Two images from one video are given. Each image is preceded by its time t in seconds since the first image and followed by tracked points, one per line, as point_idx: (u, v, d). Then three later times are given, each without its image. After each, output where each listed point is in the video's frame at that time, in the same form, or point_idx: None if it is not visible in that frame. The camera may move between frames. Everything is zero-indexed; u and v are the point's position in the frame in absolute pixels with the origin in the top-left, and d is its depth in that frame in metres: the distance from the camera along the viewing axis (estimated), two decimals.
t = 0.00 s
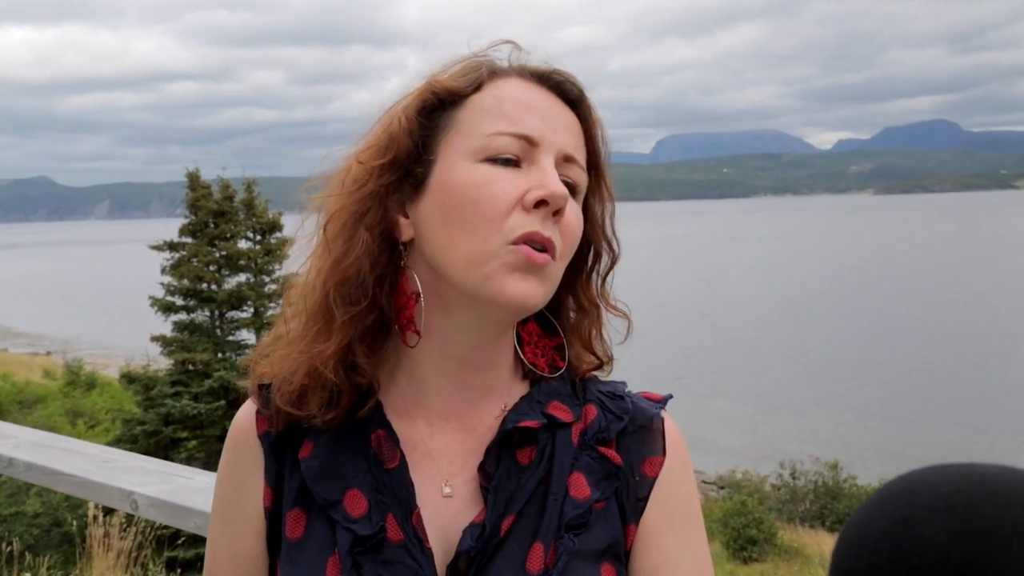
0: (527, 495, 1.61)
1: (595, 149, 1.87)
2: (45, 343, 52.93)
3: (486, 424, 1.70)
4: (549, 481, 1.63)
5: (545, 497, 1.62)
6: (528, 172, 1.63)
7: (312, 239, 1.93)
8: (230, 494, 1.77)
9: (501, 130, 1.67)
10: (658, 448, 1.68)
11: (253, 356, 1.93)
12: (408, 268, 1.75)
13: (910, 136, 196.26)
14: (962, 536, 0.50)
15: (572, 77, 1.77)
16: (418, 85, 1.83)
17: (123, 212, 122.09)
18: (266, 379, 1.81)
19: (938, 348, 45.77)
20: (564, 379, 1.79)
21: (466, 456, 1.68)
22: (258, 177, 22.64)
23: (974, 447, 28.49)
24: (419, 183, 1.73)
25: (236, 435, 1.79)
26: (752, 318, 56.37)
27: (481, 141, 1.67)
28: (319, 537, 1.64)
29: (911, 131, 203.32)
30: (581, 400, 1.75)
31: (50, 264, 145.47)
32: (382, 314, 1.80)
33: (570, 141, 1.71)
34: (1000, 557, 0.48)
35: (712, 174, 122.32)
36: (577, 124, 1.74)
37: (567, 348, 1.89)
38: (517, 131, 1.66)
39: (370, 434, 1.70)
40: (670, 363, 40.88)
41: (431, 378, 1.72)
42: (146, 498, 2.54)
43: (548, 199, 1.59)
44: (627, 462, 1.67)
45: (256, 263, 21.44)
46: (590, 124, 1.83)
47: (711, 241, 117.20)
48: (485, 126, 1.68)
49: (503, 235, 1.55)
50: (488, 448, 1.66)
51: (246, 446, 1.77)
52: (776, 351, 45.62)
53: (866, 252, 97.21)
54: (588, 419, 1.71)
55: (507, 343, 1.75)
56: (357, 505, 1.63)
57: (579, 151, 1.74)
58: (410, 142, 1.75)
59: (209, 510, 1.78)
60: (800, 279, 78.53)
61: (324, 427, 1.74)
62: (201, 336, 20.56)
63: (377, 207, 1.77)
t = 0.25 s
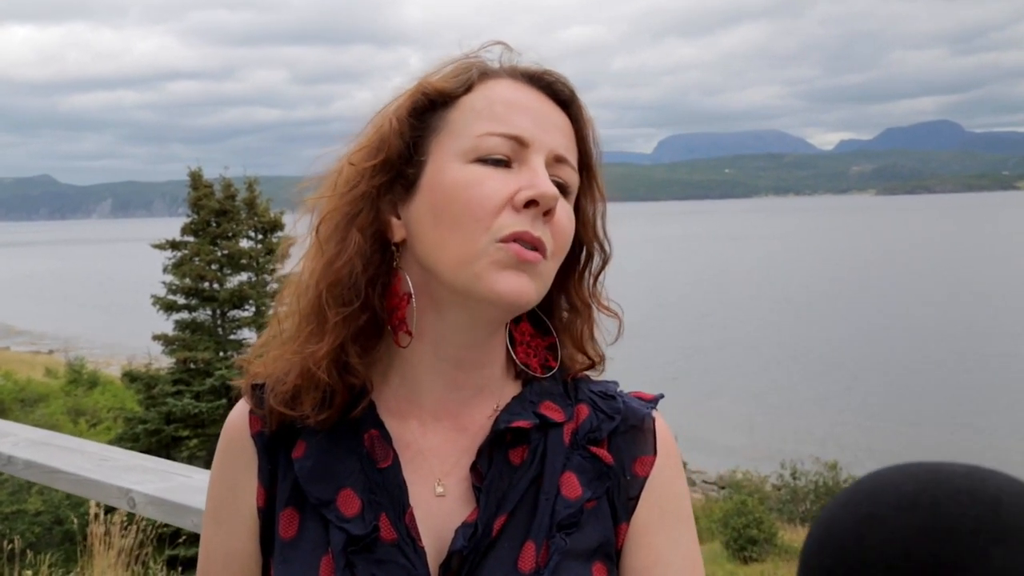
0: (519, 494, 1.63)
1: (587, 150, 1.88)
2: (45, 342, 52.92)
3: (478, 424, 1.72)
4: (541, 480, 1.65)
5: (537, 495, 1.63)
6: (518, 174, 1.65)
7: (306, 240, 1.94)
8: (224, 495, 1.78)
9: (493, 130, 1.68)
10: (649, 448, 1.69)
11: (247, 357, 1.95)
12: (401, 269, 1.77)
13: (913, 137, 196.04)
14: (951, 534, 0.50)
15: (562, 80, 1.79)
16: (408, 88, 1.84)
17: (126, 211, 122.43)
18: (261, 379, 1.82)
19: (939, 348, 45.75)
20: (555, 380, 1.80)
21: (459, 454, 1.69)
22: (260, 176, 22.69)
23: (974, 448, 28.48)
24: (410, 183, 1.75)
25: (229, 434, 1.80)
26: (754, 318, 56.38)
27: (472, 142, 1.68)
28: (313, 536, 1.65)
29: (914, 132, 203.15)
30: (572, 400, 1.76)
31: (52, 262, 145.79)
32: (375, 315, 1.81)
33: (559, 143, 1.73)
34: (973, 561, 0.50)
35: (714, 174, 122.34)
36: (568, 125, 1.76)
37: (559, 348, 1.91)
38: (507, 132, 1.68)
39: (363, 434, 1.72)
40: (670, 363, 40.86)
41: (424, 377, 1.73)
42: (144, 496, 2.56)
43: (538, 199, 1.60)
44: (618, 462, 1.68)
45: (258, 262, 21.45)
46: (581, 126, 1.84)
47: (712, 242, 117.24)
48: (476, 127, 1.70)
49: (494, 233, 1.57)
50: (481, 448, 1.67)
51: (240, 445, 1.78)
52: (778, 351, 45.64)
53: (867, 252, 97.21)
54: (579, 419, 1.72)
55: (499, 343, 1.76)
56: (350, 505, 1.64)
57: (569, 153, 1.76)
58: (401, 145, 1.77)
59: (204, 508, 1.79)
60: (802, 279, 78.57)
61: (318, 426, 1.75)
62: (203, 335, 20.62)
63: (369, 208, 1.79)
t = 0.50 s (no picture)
0: (511, 493, 1.64)
1: (581, 151, 1.89)
2: (47, 339, 52.93)
3: (470, 425, 1.73)
4: (533, 480, 1.65)
5: (527, 495, 1.64)
6: (509, 177, 1.66)
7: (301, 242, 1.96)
8: (218, 494, 1.79)
9: (484, 134, 1.70)
10: (639, 447, 1.71)
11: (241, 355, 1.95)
12: (393, 272, 1.78)
13: (915, 137, 196.00)
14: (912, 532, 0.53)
15: (555, 80, 1.79)
16: (401, 91, 1.85)
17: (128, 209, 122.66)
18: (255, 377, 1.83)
19: (940, 349, 45.71)
20: (547, 380, 1.81)
21: (450, 455, 1.70)
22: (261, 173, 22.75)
23: (973, 448, 28.47)
24: (402, 187, 1.76)
25: (224, 431, 1.81)
26: (754, 317, 56.39)
27: (464, 145, 1.69)
28: (306, 535, 1.66)
29: (915, 132, 203.01)
30: (564, 400, 1.77)
31: (54, 260, 146.08)
32: (369, 315, 1.82)
33: (551, 144, 1.74)
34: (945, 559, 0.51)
35: (715, 174, 122.36)
36: (561, 126, 1.77)
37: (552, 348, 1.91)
38: (499, 134, 1.68)
39: (355, 433, 1.73)
40: (671, 362, 40.86)
41: (416, 376, 1.74)
42: (141, 494, 2.57)
43: (528, 204, 1.61)
44: (609, 460, 1.70)
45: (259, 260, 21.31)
46: (574, 129, 1.85)
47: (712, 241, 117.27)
48: (467, 131, 1.71)
49: (482, 237, 1.58)
50: (472, 448, 1.68)
51: (233, 445, 1.79)
52: (778, 350, 45.64)
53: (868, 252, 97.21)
54: (571, 418, 1.73)
55: (491, 344, 1.77)
56: (343, 504, 1.66)
57: (561, 155, 1.76)
58: (393, 148, 1.78)
59: (198, 507, 1.81)
60: (802, 278, 78.59)
61: (311, 426, 1.76)
62: (203, 332, 20.66)
63: (362, 211, 1.81)
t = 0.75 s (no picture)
0: (502, 491, 1.65)
1: (572, 149, 1.89)
2: (50, 337, 53.03)
3: (460, 423, 1.73)
4: (523, 478, 1.66)
5: (519, 492, 1.65)
6: (499, 178, 1.66)
7: (294, 239, 1.96)
8: (212, 492, 1.80)
9: (474, 135, 1.70)
10: (629, 445, 1.71)
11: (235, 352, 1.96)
12: (384, 272, 1.79)
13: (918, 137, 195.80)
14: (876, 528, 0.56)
15: (546, 80, 1.79)
16: (392, 91, 1.85)
17: (131, 206, 122.90)
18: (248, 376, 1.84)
19: (942, 349, 45.64)
20: (538, 378, 1.81)
21: (442, 453, 1.71)
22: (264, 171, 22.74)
23: (974, 449, 28.41)
24: (393, 187, 1.77)
25: (218, 427, 1.82)
26: (757, 317, 56.37)
27: (453, 146, 1.69)
28: (299, 531, 1.67)
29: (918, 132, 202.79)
30: (555, 397, 1.77)
31: (57, 257, 146.39)
32: (360, 315, 1.83)
33: (541, 144, 1.74)
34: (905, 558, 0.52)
35: (718, 173, 122.27)
36: (551, 126, 1.77)
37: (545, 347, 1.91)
38: (487, 137, 1.69)
39: (348, 431, 1.73)
40: (673, 362, 40.84)
41: (407, 374, 1.75)
42: (140, 489, 2.58)
43: (517, 205, 1.61)
44: (600, 458, 1.70)
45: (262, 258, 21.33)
46: (564, 129, 1.85)
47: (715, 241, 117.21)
48: (456, 132, 1.71)
49: (470, 238, 1.58)
50: (463, 446, 1.69)
51: (227, 441, 1.80)
52: (780, 350, 45.63)
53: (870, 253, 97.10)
54: (561, 416, 1.74)
55: (482, 343, 1.77)
56: (336, 501, 1.66)
57: (553, 155, 1.76)
58: (384, 148, 1.78)
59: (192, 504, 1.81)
60: (804, 278, 78.54)
61: (302, 424, 1.76)
62: (205, 330, 20.70)
63: (353, 212, 1.81)
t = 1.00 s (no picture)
0: (493, 490, 1.65)
1: (562, 148, 1.88)
2: (54, 334, 53.17)
3: (453, 422, 1.74)
4: (514, 477, 1.67)
5: (509, 493, 1.65)
6: (489, 180, 1.66)
7: (286, 239, 1.96)
8: (206, 489, 1.80)
9: (462, 138, 1.69)
10: (619, 443, 1.71)
11: (229, 351, 1.96)
12: (376, 273, 1.79)
13: (923, 136, 195.39)
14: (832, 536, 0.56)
15: (534, 81, 1.78)
16: (381, 92, 1.84)
17: (135, 203, 123.14)
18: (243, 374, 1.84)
19: (945, 348, 45.57)
20: (529, 377, 1.81)
21: (434, 451, 1.71)
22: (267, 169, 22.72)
23: (976, 448, 28.36)
24: (383, 190, 1.76)
25: (213, 425, 1.83)
26: (760, 315, 56.32)
27: (442, 149, 1.69)
28: (292, 528, 1.67)
29: (923, 130, 202.41)
30: (547, 396, 1.78)
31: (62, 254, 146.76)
32: (351, 315, 1.83)
33: (531, 146, 1.74)
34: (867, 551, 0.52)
35: (721, 172, 122.18)
36: (541, 127, 1.77)
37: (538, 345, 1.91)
38: (476, 140, 1.69)
39: (341, 431, 1.73)
40: (676, 361, 40.83)
41: (400, 372, 1.75)
42: (140, 485, 2.59)
43: (506, 207, 1.61)
44: (590, 455, 1.70)
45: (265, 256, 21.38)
46: (555, 131, 1.84)
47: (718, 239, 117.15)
48: (446, 135, 1.71)
49: (458, 242, 1.59)
50: (455, 445, 1.69)
51: (222, 440, 1.80)
52: (782, 349, 45.59)
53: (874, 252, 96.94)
54: (552, 415, 1.73)
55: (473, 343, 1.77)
56: (329, 499, 1.66)
57: (543, 157, 1.76)
58: (375, 151, 1.78)
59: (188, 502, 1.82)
60: (808, 277, 78.45)
61: (295, 424, 1.77)
62: (208, 327, 20.74)
63: (344, 214, 1.82)
